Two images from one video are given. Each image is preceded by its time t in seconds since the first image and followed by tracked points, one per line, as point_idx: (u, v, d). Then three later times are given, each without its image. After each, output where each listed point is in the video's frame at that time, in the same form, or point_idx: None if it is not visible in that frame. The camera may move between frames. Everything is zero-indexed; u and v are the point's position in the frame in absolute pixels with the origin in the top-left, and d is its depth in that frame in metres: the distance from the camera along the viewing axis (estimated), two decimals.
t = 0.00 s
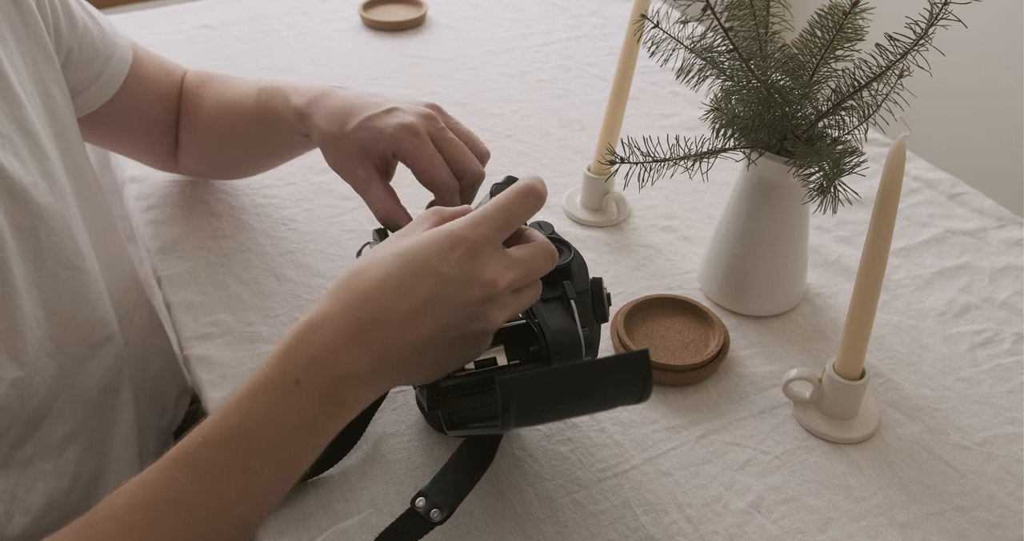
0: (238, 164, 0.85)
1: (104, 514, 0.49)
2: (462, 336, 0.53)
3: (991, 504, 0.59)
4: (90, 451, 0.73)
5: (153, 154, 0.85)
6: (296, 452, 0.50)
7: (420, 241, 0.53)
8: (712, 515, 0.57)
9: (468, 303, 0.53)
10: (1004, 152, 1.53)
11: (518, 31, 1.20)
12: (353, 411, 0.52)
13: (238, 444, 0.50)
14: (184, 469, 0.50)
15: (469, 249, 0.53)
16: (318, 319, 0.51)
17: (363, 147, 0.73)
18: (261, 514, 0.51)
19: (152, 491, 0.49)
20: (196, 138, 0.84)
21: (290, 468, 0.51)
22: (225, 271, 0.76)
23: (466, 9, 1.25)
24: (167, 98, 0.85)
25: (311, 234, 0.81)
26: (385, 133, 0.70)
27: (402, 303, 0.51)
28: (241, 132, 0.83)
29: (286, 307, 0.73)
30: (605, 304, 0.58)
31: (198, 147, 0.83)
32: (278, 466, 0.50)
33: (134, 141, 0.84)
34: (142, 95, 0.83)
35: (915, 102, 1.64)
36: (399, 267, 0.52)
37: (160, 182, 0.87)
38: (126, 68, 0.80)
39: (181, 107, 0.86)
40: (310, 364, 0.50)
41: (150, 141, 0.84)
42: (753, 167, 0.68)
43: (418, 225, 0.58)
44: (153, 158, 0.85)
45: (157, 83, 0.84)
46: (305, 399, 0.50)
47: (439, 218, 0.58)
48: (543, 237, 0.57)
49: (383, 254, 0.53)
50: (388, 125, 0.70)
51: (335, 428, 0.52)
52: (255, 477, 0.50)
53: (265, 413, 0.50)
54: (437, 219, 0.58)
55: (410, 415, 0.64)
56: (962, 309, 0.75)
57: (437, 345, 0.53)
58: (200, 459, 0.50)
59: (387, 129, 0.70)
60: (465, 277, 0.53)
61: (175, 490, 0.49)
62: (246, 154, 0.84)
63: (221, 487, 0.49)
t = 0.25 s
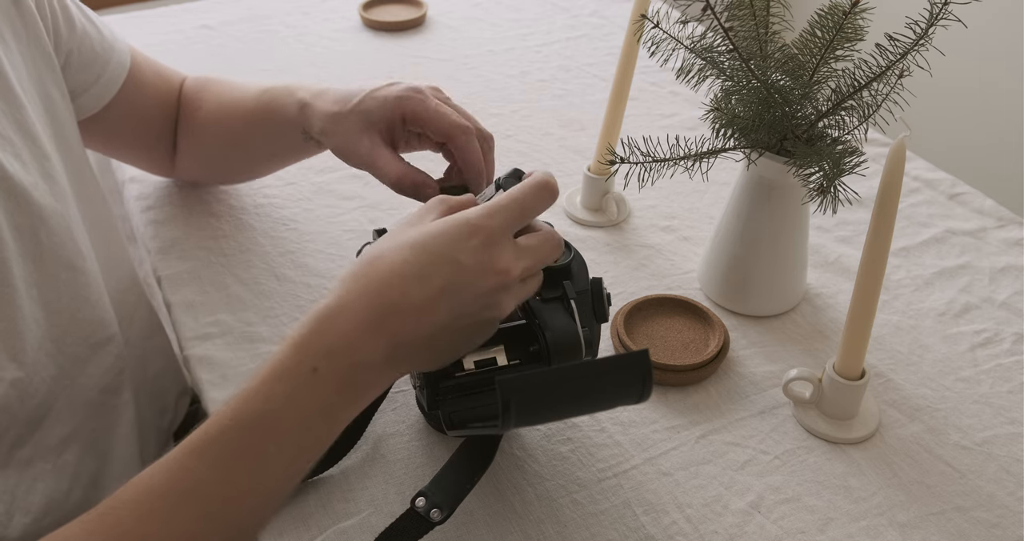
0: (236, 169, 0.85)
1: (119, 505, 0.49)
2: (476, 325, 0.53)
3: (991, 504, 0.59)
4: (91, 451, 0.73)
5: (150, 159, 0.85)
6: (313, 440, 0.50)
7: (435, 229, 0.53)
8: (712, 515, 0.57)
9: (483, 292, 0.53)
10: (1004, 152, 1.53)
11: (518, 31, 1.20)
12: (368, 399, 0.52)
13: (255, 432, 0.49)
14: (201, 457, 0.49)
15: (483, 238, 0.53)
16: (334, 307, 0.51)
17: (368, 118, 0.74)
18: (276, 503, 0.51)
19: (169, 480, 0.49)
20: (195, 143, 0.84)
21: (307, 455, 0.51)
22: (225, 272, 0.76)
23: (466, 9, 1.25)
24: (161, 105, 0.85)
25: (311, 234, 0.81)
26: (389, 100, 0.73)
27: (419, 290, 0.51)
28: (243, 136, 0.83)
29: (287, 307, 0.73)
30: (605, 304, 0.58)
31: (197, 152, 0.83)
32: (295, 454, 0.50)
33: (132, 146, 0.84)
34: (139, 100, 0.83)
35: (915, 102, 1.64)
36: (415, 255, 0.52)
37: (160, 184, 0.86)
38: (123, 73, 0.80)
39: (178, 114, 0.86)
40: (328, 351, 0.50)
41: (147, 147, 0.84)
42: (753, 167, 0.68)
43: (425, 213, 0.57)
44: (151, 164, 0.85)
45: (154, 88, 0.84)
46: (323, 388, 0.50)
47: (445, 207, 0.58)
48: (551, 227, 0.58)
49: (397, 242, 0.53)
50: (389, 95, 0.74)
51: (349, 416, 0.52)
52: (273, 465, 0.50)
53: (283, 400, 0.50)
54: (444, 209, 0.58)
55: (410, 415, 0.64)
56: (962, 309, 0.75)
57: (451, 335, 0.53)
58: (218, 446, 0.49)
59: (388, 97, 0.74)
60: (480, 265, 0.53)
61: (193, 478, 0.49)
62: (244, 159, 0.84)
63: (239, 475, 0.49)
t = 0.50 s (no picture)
0: (239, 175, 0.84)
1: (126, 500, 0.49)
2: (484, 321, 0.53)
3: (991, 504, 0.59)
4: (91, 451, 0.73)
5: (154, 159, 0.85)
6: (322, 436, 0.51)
7: (445, 224, 0.53)
8: (712, 515, 0.57)
9: (491, 287, 0.53)
10: (1004, 152, 1.53)
11: (518, 31, 1.20)
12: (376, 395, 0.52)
13: (265, 427, 0.50)
14: (209, 452, 0.49)
15: (493, 234, 0.53)
16: (345, 302, 0.51)
17: (382, 120, 0.73)
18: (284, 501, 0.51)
19: (178, 475, 0.49)
20: (200, 144, 0.83)
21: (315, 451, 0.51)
22: (225, 272, 0.76)
23: (466, 9, 1.25)
24: (167, 106, 0.85)
25: (311, 234, 0.81)
26: (409, 101, 0.73)
27: (428, 285, 0.51)
28: (246, 138, 0.83)
29: (287, 307, 0.73)
30: (605, 304, 0.58)
31: (201, 154, 0.83)
32: (303, 450, 0.50)
33: (137, 147, 0.84)
34: (144, 101, 0.83)
35: (915, 102, 1.64)
36: (425, 249, 0.52)
37: (161, 185, 0.86)
38: (126, 73, 0.80)
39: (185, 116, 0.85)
40: (338, 346, 0.50)
41: (153, 147, 0.84)
42: (753, 167, 0.68)
43: (434, 208, 0.57)
44: (154, 165, 0.85)
45: (158, 89, 0.84)
46: (332, 383, 0.50)
47: (451, 199, 0.58)
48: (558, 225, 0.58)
49: (407, 238, 0.53)
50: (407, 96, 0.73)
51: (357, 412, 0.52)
52: (281, 460, 0.50)
53: (293, 395, 0.50)
54: (450, 202, 0.58)
55: (410, 415, 0.64)
56: (962, 309, 0.75)
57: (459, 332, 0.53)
58: (228, 441, 0.49)
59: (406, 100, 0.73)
60: (489, 261, 0.53)
61: (202, 473, 0.49)
62: (247, 164, 0.83)
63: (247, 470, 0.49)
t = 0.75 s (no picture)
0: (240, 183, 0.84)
1: (125, 497, 0.48)
2: (483, 318, 0.54)
3: (991, 504, 0.59)
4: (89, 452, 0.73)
5: (155, 163, 0.84)
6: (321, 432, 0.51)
7: (445, 222, 0.53)
8: (712, 515, 0.57)
9: (491, 285, 0.53)
10: (1004, 152, 1.53)
11: (518, 31, 1.20)
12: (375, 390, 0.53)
13: (264, 424, 0.50)
14: (209, 449, 0.49)
15: (494, 233, 0.54)
16: (344, 300, 0.51)
17: (380, 131, 0.74)
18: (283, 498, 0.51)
19: (177, 471, 0.49)
20: (202, 150, 0.83)
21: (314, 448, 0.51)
22: (225, 272, 0.76)
23: (466, 9, 1.25)
24: (172, 110, 0.84)
25: (311, 234, 0.81)
26: (406, 110, 0.73)
27: (428, 283, 0.52)
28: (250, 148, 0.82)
29: (287, 307, 0.73)
30: (605, 304, 0.58)
31: (202, 160, 0.83)
32: (303, 448, 0.50)
33: (139, 150, 0.84)
34: (147, 107, 0.83)
35: (915, 102, 1.64)
36: (426, 247, 0.52)
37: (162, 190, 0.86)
38: (128, 76, 0.80)
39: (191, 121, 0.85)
40: (338, 343, 0.50)
41: (155, 151, 0.84)
42: (753, 167, 0.68)
43: (435, 205, 0.57)
44: (155, 168, 0.85)
45: (162, 94, 0.84)
46: (332, 380, 0.50)
47: (454, 195, 0.58)
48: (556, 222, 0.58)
49: (407, 235, 0.53)
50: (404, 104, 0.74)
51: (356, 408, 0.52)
52: (281, 457, 0.50)
53: (293, 392, 0.50)
54: (452, 197, 0.58)
55: (410, 415, 0.64)
56: (962, 309, 0.75)
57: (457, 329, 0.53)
58: (228, 438, 0.49)
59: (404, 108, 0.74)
60: (489, 259, 0.53)
61: (201, 470, 0.49)
62: (249, 174, 0.83)
63: (247, 467, 0.49)
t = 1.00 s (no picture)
0: (239, 184, 0.83)
1: (121, 498, 0.49)
2: (477, 316, 0.54)
3: (991, 504, 0.59)
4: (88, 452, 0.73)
5: (155, 163, 0.84)
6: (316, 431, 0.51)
7: (437, 221, 0.53)
8: (712, 515, 0.57)
9: (484, 282, 0.53)
10: (1004, 152, 1.53)
11: (518, 31, 1.20)
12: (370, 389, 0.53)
13: (259, 424, 0.50)
14: (204, 449, 0.50)
15: (486, 229, 0.53)
16: (336, 300, 0.52)
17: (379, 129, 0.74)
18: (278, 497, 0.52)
19: (172, 472, 0.49)
20: (202, 150, 0.83)
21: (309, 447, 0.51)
22: (225, 272, 0.76)
23: (466, 9, 1.25)
24: (172, 110, 0.85)
25: (311, 234, 0.81)
26: (401, 105, 0.73)
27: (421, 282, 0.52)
28: (250, 149, 0.82)
29: (286, 307, 0.73)
30: (605, 304, 0.58)
31: (201, 160, 0.83)
32: (298, 447, 0.51)
33: (139, 150, 0.84)
34: (147, 106, 0.83)
35: (915, 102, 1.64)
36: (419, 246, 0.53)
37: (162, 190, 0.86)
38: (128, 76, 0.80)
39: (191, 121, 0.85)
40: (332, 343, 0.51)
41: (155, 151, 0.84)
42: (753, 167, 0.68)
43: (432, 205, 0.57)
44: (154, 168, 0.85)
45: (163, 94, 0.84)
46: (325, 379, 0.51)
47: (453, 195, 0.58)
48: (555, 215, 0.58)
49: (399, 235, 0.54)
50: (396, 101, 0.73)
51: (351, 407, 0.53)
52: (275, 456, 0.50)
53: (287, 392, 0.50)
54: (452, 197, 0.58)
55: (410, 415, 0.64)
56: (962, 309, 0.75)
57: (452, 326, 0.53)
58: (222, 438, 0.50)
59: (397, 104, 0.73)
60: (483, 257, 0.53)
61: (196, 471, 0.49)
62: (249, 175, 0.83)
63: (242, 467, 0.50)
